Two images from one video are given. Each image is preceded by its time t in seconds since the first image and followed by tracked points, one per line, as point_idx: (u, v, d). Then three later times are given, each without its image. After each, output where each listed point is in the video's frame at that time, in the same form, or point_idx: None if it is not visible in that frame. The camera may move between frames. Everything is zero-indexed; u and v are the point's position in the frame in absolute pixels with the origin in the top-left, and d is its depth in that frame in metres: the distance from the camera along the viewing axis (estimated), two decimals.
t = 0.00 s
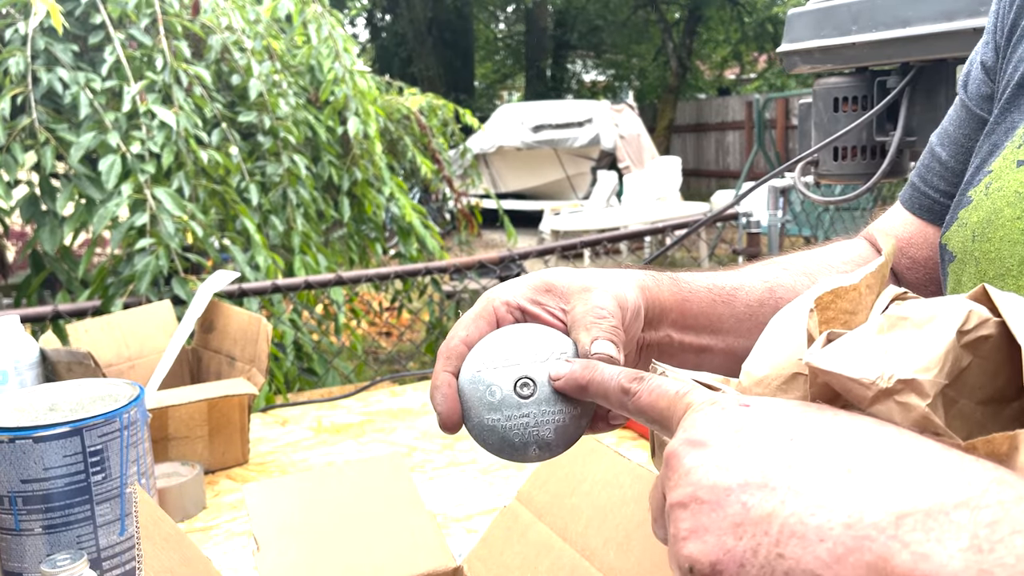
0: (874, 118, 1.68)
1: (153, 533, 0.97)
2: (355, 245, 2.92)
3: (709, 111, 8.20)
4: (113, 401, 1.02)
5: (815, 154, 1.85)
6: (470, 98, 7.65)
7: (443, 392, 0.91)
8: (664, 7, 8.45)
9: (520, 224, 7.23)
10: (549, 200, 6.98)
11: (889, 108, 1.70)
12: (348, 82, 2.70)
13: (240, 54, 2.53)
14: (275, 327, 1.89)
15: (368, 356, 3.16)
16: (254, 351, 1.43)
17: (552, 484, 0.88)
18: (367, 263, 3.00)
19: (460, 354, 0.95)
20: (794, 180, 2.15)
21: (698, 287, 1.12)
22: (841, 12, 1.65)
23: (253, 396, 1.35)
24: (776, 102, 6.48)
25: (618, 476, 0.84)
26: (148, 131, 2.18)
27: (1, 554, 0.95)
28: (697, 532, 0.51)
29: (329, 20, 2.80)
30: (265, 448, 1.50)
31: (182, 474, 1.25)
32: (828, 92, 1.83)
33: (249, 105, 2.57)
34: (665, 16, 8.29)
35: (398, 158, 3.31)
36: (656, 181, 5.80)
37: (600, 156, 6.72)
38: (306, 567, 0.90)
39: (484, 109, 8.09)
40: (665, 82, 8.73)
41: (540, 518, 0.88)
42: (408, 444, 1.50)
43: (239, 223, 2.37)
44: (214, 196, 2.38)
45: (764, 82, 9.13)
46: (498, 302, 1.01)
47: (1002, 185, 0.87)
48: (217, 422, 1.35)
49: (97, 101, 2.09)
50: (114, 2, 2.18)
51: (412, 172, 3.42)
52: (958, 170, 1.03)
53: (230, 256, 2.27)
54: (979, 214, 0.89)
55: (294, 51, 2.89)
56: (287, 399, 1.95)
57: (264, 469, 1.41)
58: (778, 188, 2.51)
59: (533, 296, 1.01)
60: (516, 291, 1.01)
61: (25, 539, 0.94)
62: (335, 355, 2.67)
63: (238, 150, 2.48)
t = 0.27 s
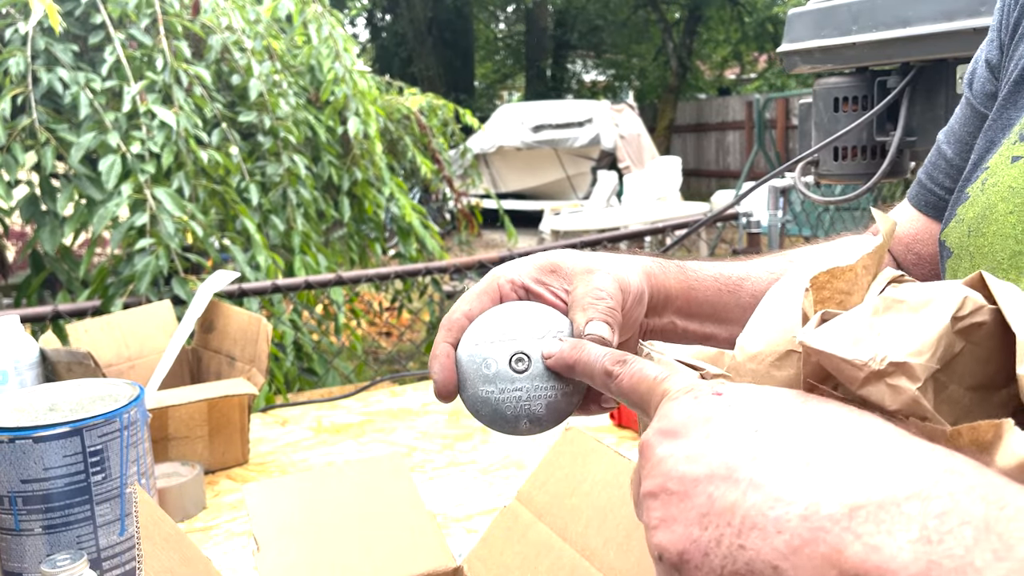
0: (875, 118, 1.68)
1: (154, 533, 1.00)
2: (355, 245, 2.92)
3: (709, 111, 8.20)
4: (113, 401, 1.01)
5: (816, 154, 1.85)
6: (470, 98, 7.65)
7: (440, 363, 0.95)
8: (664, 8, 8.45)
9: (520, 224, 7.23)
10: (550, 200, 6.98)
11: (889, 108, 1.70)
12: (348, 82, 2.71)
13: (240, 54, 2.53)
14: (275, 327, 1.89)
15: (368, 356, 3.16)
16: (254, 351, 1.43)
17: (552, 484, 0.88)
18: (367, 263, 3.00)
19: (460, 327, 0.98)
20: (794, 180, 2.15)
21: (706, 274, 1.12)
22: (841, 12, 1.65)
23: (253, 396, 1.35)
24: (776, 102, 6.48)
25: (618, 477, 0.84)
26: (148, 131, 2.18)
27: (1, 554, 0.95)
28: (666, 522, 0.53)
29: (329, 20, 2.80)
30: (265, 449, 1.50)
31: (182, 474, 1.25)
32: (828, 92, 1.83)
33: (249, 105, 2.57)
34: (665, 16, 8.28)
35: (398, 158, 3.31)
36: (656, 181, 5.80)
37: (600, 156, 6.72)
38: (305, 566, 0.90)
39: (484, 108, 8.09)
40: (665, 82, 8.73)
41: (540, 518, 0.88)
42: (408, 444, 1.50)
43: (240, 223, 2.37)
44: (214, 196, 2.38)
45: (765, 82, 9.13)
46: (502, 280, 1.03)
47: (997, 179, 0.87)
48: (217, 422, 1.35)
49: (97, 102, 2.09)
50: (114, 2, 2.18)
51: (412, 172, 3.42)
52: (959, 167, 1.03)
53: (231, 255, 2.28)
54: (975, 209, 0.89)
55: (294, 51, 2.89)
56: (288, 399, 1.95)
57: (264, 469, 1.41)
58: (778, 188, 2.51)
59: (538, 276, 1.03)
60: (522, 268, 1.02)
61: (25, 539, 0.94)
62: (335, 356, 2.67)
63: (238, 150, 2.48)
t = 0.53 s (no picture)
0: (874, 117, 1.68)
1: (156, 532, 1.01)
2: (355, 245, 2.92)
3: (708, 111, 8.20)
4: (112, 401, 1.01)
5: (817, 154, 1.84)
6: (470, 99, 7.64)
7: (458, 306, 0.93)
8: (664, 8, 8.44)
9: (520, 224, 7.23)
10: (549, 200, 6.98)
11: (889, 108, 1.69)
12: (347, 82, 2.71)
13: (240, 55, 2.53)
14: (275, 327, 1.89)
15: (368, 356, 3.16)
16: (254, 351, 1.43)
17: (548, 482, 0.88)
18: (367, 263, 3.01)
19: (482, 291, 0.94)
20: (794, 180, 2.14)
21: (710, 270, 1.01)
22: (842, 12, 1.66)
23: (252, 395, 1.35)
24: (775, 103, 6.48)
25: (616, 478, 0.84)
26: (148, 131, 2.18)
27: (1, 554, 0.95)
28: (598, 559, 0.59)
29: (329, 20, 2.81)
30: (265, 449, 1.50)
31: (182, 474, 1.25)
32: (828, 92, 1.83)
33: (249, 105, 2.57)
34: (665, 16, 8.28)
35: (398, 158, 3.31)
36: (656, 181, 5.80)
37: (600, 156, 6.72)
38: (307, 565, 0.90)
39: (484, 108, 8.09)
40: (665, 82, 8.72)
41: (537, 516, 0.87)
42: (409, 444, 1.50)
43: (240, 223, 2.37)
44: (214, 196, 2.38)
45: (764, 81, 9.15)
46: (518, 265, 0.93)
47: (977, 190, 0.88)
48: (217, 422, 1.35)
49: (97, 102, 2.09)
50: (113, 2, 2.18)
51: (412, 173, 3.42)
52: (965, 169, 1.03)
53: (230, 255, 2.27)
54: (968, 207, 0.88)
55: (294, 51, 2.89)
56: (287, 399, 1.94)
57: (264, 469, 1.41)
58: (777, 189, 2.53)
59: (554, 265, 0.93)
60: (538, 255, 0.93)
61: (25, 539, 0.94)
62: (335, 356, 2.67)
63: (238, 150, 2.48)
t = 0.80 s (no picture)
0: (873, 117, 1.68)
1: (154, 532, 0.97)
2: (355, 245, 2.92)
3: (708, 111, 8.20)
4: (113, 402, 1.02)
5: (816, 153, 1.84)
6: (470, 99, 7.65)
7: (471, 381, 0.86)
8: (664, 8, 8.45)
9: (521, 224, 7.23)
10: (549, 200, 6.98)
11: (888, 108, 1.69)
12: (348, 82, 2.71)
13: (240, 55, 2.53)
14: (275, 327, 1.89)
15: (368, 356, 3.16)
16: (254, 351, 1.43)
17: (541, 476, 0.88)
18: (367, 263, 3.01)
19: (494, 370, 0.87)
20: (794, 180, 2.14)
21: (668, 326, 0.83)
22: (841, 13, 1.67)
23: (252, 394, 1.35)
24: (776, 102, 6.48)
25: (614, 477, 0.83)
26: (148, 131, 2.18)
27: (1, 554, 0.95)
28: None
29: (329, 20, 2.81)
30: (265, 449, 1.50)
31: (182, 474, 1.25)
32: (828, 92, 1.83)
33: (250, 105, 2.58)
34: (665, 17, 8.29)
35: (399, 159, 3.31)
36: (656, 181, 5.80)
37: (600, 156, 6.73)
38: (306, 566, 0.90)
39: (484, 108, 8.10)
40: (666, 83, 8.73)
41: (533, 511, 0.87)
42: (409, 444, 1.50)
43: (240, 223, 2.36)
44: (214, 196, 2.38)
45: (764, 82, 9.16)
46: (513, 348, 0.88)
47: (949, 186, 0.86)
48: (217, 422, 1.35)
49: (97, 102, 2.09)
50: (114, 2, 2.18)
51: (412, 173, 3.42)
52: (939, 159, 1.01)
53: (230, 255, 2.27)
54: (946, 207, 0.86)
55: (294, 51, 2.90)
56: (287, 399, 1.94)
57: (264, 469, 1.41)
58: (777, 189, 2.53)
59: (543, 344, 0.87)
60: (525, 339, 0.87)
61: (25, 539, 0.94)
62: (335, 356, 2.67)
63: (238, 151, 2.48)
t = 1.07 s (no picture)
0: (871, 118, 1.68)
1: (156, 531, 0.98)
2: (356, 246, 2.92)
3: (708, 112, 8.20)
4: (115, 400, 1.02)
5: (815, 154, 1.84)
6: (471, 100, 7.65)
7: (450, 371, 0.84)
8: (664, 9, 8.45)
9: (521, 225, 7.24)
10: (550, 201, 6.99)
11: (886, 109, 1.70)
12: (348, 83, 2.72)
13: (242, 56, 2.54)
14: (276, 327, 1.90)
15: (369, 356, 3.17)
16: (256, 351, 1.44)
17: (547, 483, 0.87)
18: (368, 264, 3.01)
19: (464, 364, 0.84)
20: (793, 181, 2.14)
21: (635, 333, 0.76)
22: (839, 14, 1.67)
23: (254, 394, 1.36)
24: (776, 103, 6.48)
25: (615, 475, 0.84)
26: (150, 132, 2.19)
27: (4, 552, 0.96)
28: None
29: (330, 22, 2.82)
30: (267, 448, 1.51)
31: (184, 473, 1.26)
32: (826, 93, 1.84)
33: (251, 106, 2.59)
34: (665, 18, 8.29)
35: (399, 160, 3.32)
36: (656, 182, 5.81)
37: (600, 157, 6.74)
38: (308, 564, 0.92)
39: (484, 110, 8.10)
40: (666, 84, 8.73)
41: (539, 516, 0.87)
42: (409, 443, 1.51)
43: (242, 224, 2.37)
44: (216, 196, 2.39)
45: (765, 82, 9.15)
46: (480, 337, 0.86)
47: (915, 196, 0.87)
48: (219, 421, 1.36)
49: (99, 103, 2.10)
50: (116, 4, 2.19)
51: (412, 173, 3.42)
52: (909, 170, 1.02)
53: (232, 255, 2.28)
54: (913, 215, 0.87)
55: (295, 53, 2.91)
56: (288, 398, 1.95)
57: (266, 468, 1.42)
58: (776, 190, 2.53)
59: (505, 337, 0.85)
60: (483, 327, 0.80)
61: (29, 537, 0.96)
62: (336, 356, 2.67)
63: (240, 151, 2.49)
